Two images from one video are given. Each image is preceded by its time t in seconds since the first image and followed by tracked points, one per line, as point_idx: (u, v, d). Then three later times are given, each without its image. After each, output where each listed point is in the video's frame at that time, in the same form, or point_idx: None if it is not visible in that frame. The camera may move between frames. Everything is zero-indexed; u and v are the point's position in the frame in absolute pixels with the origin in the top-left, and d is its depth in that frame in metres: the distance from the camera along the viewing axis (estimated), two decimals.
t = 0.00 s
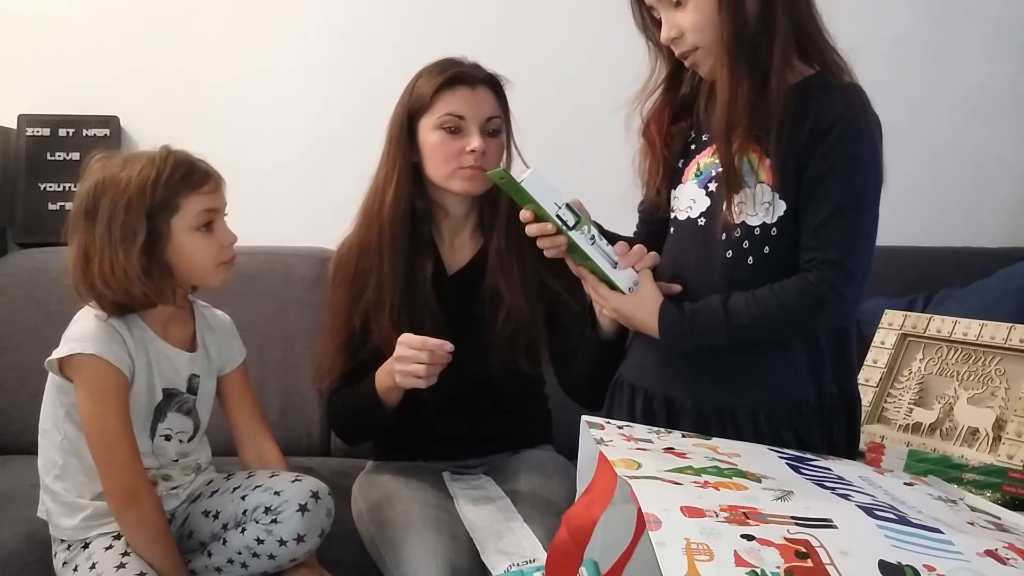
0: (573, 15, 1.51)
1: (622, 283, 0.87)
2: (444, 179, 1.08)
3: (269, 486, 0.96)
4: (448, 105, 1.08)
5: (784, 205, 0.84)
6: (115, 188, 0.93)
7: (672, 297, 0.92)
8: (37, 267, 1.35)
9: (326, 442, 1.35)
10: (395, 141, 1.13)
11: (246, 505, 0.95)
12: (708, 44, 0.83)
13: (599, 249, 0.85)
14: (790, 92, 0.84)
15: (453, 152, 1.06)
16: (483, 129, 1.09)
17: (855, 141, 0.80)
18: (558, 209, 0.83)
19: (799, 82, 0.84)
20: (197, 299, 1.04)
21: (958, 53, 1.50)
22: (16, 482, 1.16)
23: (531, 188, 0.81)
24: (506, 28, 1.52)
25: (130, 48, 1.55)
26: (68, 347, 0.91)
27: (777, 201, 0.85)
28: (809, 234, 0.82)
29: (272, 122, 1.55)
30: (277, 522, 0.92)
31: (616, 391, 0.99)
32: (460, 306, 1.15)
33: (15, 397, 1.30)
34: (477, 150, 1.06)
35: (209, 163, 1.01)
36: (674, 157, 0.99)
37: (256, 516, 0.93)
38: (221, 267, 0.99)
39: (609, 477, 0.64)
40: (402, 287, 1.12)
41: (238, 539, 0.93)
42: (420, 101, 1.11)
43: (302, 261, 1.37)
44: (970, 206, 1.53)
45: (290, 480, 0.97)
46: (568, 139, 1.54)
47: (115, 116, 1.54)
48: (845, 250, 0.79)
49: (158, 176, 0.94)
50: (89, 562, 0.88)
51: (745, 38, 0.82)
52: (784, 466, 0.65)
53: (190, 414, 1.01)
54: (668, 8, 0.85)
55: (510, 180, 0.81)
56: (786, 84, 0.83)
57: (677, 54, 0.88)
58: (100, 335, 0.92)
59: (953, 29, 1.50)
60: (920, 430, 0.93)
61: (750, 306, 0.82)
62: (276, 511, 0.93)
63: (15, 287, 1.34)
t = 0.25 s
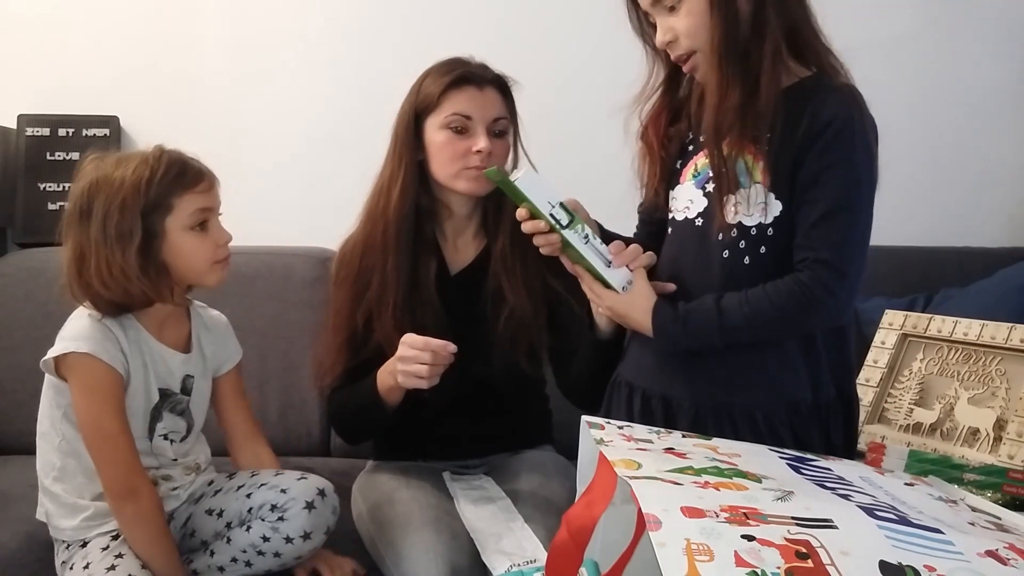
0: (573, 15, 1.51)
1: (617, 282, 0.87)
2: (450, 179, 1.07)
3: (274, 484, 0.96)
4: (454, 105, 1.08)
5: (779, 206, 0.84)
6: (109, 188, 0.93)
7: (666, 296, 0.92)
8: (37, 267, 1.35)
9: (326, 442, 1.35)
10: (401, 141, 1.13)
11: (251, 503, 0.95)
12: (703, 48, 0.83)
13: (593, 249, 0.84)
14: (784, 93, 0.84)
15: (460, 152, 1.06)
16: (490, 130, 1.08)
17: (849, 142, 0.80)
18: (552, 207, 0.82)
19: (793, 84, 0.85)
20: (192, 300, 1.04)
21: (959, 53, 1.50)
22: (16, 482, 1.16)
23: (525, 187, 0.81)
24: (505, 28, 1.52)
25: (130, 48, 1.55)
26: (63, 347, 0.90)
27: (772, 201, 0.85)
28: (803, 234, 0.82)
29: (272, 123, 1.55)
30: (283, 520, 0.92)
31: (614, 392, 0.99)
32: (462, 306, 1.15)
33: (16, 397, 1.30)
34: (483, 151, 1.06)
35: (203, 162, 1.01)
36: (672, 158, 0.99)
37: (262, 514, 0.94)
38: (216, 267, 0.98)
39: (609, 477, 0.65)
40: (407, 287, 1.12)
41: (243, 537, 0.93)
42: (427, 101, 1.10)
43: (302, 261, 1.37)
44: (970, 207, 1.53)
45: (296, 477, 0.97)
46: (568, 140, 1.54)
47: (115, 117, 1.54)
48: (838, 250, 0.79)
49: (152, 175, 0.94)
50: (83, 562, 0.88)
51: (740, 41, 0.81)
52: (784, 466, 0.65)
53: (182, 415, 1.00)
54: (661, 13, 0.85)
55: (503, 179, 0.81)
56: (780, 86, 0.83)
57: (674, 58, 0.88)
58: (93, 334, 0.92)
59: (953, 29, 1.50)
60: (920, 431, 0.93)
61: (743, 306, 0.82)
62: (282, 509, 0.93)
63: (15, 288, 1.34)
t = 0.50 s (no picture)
0: (573, 16, 1.52)
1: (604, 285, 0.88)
2: (453, 180, 1.08)
3: (290, 492, 0.98)
4: (457, 107, 1.08)
5: (772, 206, 0.85)
6: (113, 185, 0.93)
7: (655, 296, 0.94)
8: (38, 267, 1.36)
9: (327, 442, 1.35)
10: (405, 142, 1.13)
11: (266, 510, 0.96)
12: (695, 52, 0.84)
13: (579, 255, 0.86)
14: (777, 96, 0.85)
15: (462, 154, 1.07)
16: (492, 132, 1.09)
17: (842, 145, 0.80)
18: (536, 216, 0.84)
19: (787, 87, 0.85)
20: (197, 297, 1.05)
21: (957, 52, 1.50)
22: (18, 481, 1.16)
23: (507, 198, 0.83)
24: (505, 29, 1.52)
25: (131, 49, 1.55)
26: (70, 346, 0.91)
27: (765, 201, 0.85)
28: (794, 234, 0.82)
29: (272, 123, 1.55)
30: (299, 529, 0.93)
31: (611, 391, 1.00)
32: (464, 307, 1.15)
33: (18, 397, 1.31)
34: (485, 152, 1.06)
35: (206, 159, 1.01)
36: (668, 160, 0.99)
37: (278, 521, 0.95)
38: (221, 264, 0.99)
39: (609, 476, 0.65)
40: (410, 287, 1.12)
41: (256, 542, 0.94)
42: (430, 102, 1.10)
43: (302, 261, 1.37)
44: (968, 206, 1.53)
45: (312, 487, 0.99)
46: (567, 140, 1.54)
47: (116, 117, 1.55)
48: (827, 251, 0.80)
49: (157, 172, 0.94)
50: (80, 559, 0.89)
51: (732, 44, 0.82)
52: (782, 465, 0.65)
53: (188, 411, 1.01)
54: (657, 16, 0.86)
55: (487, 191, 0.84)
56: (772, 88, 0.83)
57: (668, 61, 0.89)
58: (99, 332, 0.92)
59: (952, 29, 1.50)
60: (918, 430, 0.94)
61: (731, 305, 0.82)
62: (298, 518, 0.94)
63: (17, 287, 1.34)
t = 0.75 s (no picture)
0: (572, 17, 1.52)
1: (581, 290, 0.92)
2: (455, 182, 1.08)
3: (290, 497, 0.97)
4: (458, 108, 1.08)
5: (753, 208, 0.85)
6: (130, 184, 0.94)
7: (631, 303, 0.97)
8: (41, 267, 1.36)
9: (328, 441, 1.35)
10: (410, 144, 1.13)
11: (266, 514, 0.96)
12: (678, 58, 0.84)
13: (557, 256, 0.92)
14: (756, 100, 0.85)
15: (463, 157, 1.07)
16: (494, 133, 1.09)
17: (816, 149, 0.81)
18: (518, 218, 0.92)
19: (768, 91, 0.86)
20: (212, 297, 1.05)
21: (957, 52, 1.50)
22: (21, 481, 1.17)
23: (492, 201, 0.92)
24: (505, 29, 1.52)
25: (132, 50, 1.56)
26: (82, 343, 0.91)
27: (746, 204, 0.86)
28: (763, 235, 0.83)
29: (273, 123, 1.56)
30: (298, 535, 0.93)
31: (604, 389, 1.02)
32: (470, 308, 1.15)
33: (20, 397, 1.31)
34: (486, 154, 1.06)
35: (222, 159, 1.01)
36: (658, 162, 1.00)
37: (277, 526, 0.95)
38: (236, 263, 0.99)
39: (608, 476, 0.65)
40: (419, 287, 1.13)
41: (255, 547, 0.94)
42: (433, 104, 1.11)
43: (303, 261, 1.38)
44: (967, 206, 1.53)
45: (313, 493, 0.98)
46: (567, 140, 1.54)
47: (118, 118, 1.55)
48: (792, 252, 0.81)
49: (173, 171, 0.95)
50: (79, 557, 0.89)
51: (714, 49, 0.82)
52: (781, 464, 0.66)
53: (199, 410, 1.01)
54: (642, 19, 0.86)
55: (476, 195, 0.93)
56: (750, 94, 0.84)
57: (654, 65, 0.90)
58: (112, 331, 0.93)
59: (951, 29, 1.50)
60: (916, 429, 0.94)
61: (696, 310, 0.84)
62: (298, 524, 0.94)
63: (19, 288, 1.35)
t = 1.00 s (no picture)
0: (572, 17, 1.52)
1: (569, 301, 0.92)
2: (461, 179, 1.09)
3: (293, 503, 0.97)
4: (463, 105, 1.08)
5: (742, 210, 0.86)
6: (151, 182, 0.93)
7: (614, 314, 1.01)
8: (41, 267, 1.36)
9: (328, 441, 1.35)
10: (416, 141, 1.13)
11: (268, 519, 0.96)
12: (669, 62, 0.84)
13: (541, 270, 0.92)
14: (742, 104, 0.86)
15: (468, 153, 1.07)
16: (499, 129, 1.08)
17: (802, 153, 0.81)
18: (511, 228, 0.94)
19: (757, 95, 0.86)
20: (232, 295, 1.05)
21: (956, 52, 1.50)
22: (21, 480, 1.17)
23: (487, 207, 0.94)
24: (505, 29, 1.52)
25: (132, 49, 1.56)
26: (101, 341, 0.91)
27: (734, 206, 0.86)
28: (747, 237, 0.84)
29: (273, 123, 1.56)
30: (300, 542, 0.93)
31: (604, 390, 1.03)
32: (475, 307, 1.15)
33: (21, 396, 1.31)
34: (491, 151, 1.06)
35: (243, 156, 1.01)
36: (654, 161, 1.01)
37: (278, 532, 0.94)
38: (256, 261, 0.99)
39: (609, 475, 0.65)
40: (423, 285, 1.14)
41: (256, 551, 0.94)
42: (439, 101, 1.10)
43: (303, 261, 1.38)
44: (966, 206, 1.53)
45: (314, 499, 0.98)
46: (567, 140, 1.54)
47: (118, 118, 1.56)
48: (773, 255, 0.81)
49: (195, 169, 0.94)
50: (91, 556, 0.89)
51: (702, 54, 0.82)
52: (781, 464, 0.66)
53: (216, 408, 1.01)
54: (634, 22, 0.87)
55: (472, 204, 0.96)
56: (736, 98, 0.84)
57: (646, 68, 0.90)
58: (131, 331, 0.92)
59: (951, 29, 1.50)
60: (916, 429, 0.94)
61: (677, 318, 0.84)
62: (299, 531, 0.94)
63: (19, 288, 1.35)
